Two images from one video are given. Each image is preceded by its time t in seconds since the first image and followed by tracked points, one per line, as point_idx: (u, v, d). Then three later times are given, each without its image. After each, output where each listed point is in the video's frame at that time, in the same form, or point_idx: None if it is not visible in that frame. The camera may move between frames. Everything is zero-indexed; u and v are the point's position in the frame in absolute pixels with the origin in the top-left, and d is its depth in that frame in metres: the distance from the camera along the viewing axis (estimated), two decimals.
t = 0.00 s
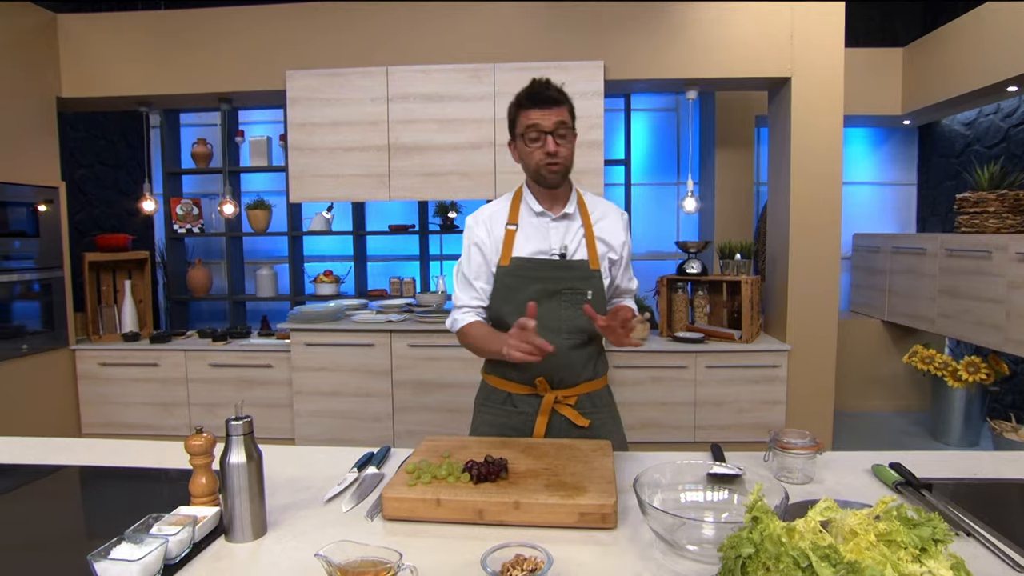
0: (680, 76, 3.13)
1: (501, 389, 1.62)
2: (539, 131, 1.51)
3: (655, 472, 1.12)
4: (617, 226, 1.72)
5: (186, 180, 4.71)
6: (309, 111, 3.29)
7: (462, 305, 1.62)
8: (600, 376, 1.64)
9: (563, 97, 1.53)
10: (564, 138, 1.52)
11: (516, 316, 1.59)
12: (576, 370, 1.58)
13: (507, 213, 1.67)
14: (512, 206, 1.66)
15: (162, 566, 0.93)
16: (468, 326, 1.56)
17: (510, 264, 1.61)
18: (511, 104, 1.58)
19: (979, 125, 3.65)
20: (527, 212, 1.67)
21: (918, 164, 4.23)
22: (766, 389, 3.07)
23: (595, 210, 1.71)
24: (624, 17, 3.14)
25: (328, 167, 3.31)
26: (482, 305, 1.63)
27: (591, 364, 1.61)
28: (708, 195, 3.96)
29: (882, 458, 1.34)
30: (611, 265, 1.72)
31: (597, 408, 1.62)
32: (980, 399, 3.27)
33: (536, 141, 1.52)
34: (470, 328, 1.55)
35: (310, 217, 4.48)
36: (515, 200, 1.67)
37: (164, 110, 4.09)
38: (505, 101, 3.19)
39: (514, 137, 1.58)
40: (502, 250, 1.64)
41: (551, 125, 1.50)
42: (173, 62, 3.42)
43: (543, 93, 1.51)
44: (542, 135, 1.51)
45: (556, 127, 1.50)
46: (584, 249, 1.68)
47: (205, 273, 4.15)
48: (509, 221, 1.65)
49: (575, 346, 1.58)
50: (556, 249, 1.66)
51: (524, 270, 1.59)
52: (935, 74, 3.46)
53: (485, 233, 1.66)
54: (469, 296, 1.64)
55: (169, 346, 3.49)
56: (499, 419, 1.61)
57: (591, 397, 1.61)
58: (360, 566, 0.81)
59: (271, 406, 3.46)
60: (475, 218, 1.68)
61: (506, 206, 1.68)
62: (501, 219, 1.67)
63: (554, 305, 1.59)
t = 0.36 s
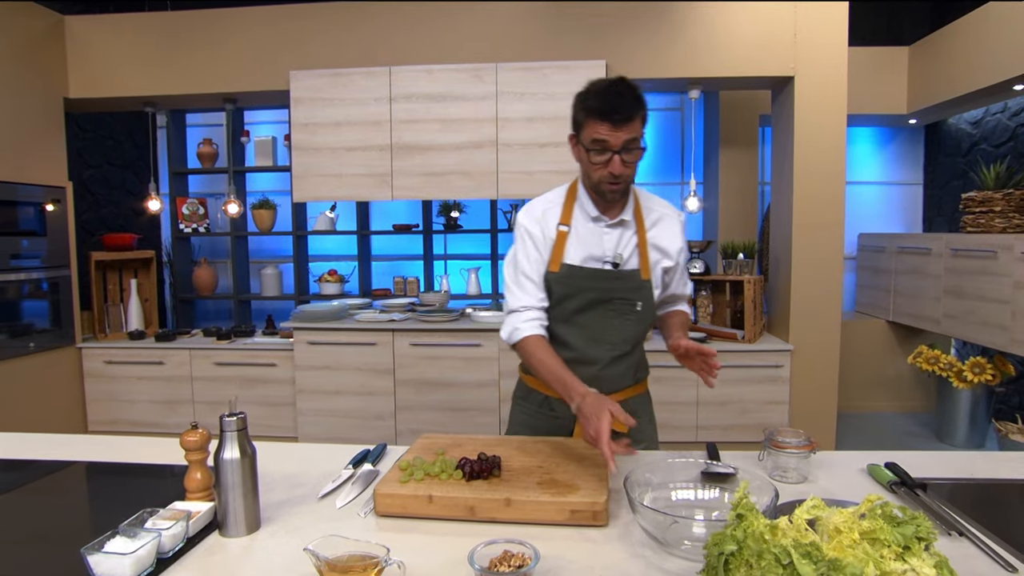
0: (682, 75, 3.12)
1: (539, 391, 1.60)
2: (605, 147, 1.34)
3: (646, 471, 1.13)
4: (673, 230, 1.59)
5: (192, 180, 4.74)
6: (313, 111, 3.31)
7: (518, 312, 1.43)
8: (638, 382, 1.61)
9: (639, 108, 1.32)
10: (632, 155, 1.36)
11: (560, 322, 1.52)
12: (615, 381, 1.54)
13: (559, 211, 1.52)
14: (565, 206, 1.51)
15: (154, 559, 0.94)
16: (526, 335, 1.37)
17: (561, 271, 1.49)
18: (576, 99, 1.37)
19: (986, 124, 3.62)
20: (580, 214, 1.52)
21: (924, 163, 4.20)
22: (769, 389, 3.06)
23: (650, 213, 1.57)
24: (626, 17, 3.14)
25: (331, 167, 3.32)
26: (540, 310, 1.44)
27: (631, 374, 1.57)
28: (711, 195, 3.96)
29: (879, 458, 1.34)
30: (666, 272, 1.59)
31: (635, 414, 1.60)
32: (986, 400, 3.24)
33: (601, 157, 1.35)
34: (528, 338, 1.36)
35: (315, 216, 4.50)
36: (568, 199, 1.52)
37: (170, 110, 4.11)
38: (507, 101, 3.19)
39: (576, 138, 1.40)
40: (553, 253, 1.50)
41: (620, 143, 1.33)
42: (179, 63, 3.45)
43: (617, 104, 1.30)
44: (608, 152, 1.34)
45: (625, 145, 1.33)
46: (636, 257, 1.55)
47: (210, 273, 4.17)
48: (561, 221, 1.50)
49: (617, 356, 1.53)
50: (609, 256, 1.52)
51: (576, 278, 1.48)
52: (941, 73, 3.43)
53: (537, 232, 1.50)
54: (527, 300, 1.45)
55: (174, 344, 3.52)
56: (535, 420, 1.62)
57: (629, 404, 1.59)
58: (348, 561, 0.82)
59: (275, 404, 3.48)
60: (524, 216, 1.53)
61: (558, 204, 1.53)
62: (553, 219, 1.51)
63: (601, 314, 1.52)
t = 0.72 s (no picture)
0: (682, 74, 3.12)
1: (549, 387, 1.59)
2: (656, 157, 1.25)
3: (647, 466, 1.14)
4: (720, 249, 1.51)
5: (196, 180, 4.75)
6: (314, 111, 3.32)
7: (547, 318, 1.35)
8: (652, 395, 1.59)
9: (701, 119, 1.22)
10: (684, 169, 1.27)
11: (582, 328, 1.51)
12: (628, 394, 1.53)
13: (603, 215, 1.44)
14: (610, 209, 1.43)
15: (147, 555, 0.94)
16: (554, 346, 1.30)
17: (597, 278, 1.44)
18: (638, 95, 1.27)
19: (989, 123, 3.60)
20: (625, 220, 1.44)
21: (928, 162, 4.18)
22: (770, 389, 3.05)
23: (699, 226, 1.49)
24: (626, 16, 3.13)
25: (333, 167, 3.33)
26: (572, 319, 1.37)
27: (646, 387, 1.55)
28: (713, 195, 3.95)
29: (875, 457, 1.33)
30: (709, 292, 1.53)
31: (642, 424, 1.58)
32: (989, 401, 3.22)
33: (650, 166, 1.27)
34: (555, 350, 1.30)
35: (317, 216, 4.50)
36: (614, 202, 1.44)
37: (173, 111, 4.13)
38: (507, 100, 3.19)
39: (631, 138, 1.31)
40: (593, 257, 1.44)
41: (672, 156, 1.24)
42: (181, 64, 3.46)
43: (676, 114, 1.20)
44: (658, 163, 1.26)
45: (677, 158, 1.24)
46: (677, 273, 1.49)
47: (213, 272, 4.18)
48: (604, 225, 1.43)
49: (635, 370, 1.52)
50: (648, 271, 1.46)
51: (607, 290, 1.44)
52: (944, 72, 3.42)
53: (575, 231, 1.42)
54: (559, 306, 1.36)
55: (176, 344, 3.53)
56: (540, 417, 1.62)
57: (639, 416, 1.57)
58: (338, 556, 0.83)
59: (276, 403, 3.49)
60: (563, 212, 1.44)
61: (602, 206, 1.45)
62: (595, 221, 1.44)
63: (626, 327, 1.49)
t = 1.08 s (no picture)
0: (683, 73, 3.11)
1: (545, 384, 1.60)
2: (634, 153, 1.27)
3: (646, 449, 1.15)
4: (718, 252, 1.48)
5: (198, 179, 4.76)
6: (315, 109, 3.32)
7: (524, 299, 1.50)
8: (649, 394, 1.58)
9: (680, 118, 1.21)
10: (664, 167, 1.27)
11: (574, 325, 1.52)
12: (622, 392, 1.53)
13: (593, 210, 1.47)
14: (600, 205, 1.46)
15: (142, 550, 0.94)
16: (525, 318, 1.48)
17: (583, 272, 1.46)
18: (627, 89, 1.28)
19: (993, 122, 3.58)
20: (614, 216, 1.46)
21: (931, 162, 4.16)
22: (771, 388, 3.04)
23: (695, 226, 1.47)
24: (628, 15, 3.13)
25: (333, 165, 3.33)
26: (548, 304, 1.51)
27: (642, 387, 1.54)
28: (715, 195, 3.94)
29: (873, 455, 1.33)
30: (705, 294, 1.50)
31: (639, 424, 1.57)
32: (992, 401, 3.20)
33: (629, 162, 1.29)
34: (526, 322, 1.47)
35: (319, 215, 4.50)
36: (604, 198, 1.46)
37: (176, 110, 4.14)
38: (508, 99, 3.19)
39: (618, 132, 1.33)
40: (578, 250, 1.46)
41: (649, 153, 1.25)
42: (183, 62, 3.47)
43: (652, 112, 1.20)
44: (636, 160, 1.27)
45: (654, 156, 1.25)
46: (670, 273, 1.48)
47: (215, 271, 4.19)
48: (593, 219, 1.45)
49: (629, 369, 1.51)
50: (637, 269, 1.46)
51: (595, 285, 1.45)
52: (946, 71, 3.40)
53: (558, 224, 1.47)
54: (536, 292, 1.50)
55: (178, 342, 3.54)
56: (537, 414, 1.63)
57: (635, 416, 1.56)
58: (331, 552, 0.83)
59: (278, 402, 3.49)
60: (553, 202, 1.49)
61: (593, 201, 1.48)
62: (584, 216, 1.47)
63: (618, 324, 1.49)
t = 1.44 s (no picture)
0: (686, 71, 3.11)
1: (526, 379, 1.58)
2: (570, 138, 1.37)
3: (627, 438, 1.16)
4: (673, 227, 1.54)
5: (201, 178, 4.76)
6: (318, 107, 3.32)
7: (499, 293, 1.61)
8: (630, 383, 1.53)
9: (603, 98, 1.32)
10: (598, 146, 1.37)
11: (546, 312, 1.52)
12: (600, 375, 1.49)
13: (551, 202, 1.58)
14: (557, 195, 1.56)
15: (144, 544, 0.95)
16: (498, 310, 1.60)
17: (549, 258, 1.52)
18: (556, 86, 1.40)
19: (998, 120, 3.56)
20: (570, 202, 1.57)
21: (935, 160, 4.15)
22: (775, 386, 3.03)
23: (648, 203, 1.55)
24: (631, 12, 3.12)
25: (336, 163, 3.34)
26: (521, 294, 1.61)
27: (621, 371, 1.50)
28: (718, 193, 3.93)
29: (878, 452, 1.32)
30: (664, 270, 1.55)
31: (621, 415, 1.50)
32: (997, 400, 3.19)
33: (568, 147, 1.39)
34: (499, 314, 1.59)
35: (322, 213, 4.50)
36: (560, 190, 1.57)
37: (179, 108, 4.15)
38: (511, 96, 3.19)
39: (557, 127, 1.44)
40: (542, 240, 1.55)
41: (583, 135, 1.35)
42: (186, 60, 3.47)
43: (576, 97, 1.31)
44: (574, 144, 1.37)
45: (588, 137, 1.35)
46: (628, 248, 1.54)
47: (218, 268, 4.20)
48: (553, 209, 1.56)
49: (604, 350, 1.50)
50: (594, 248, 1.54)
51: (560, 267, 1.50)
52: (951, 69, 3.39)
53: (522, 220, 1.60)
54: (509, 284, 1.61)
55: (181, 339, 3.55)
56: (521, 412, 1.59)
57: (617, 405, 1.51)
58: (333, 546, 0.83)
59: (281, 399, 3.50)
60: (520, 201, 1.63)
61: (551, 193, 1.59)
62: (544, 208, 1.58)
63: (588, 305, 1.50)
